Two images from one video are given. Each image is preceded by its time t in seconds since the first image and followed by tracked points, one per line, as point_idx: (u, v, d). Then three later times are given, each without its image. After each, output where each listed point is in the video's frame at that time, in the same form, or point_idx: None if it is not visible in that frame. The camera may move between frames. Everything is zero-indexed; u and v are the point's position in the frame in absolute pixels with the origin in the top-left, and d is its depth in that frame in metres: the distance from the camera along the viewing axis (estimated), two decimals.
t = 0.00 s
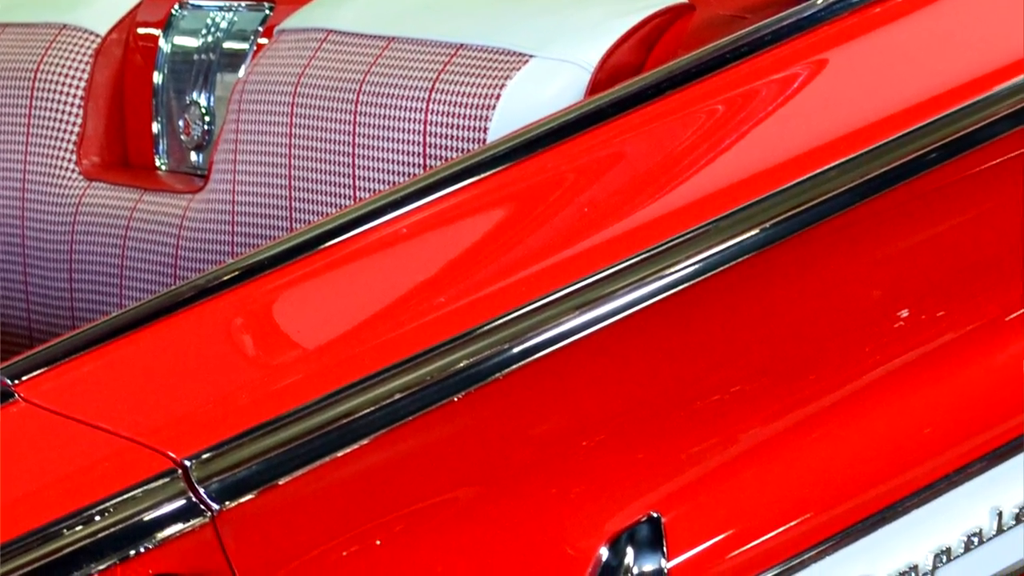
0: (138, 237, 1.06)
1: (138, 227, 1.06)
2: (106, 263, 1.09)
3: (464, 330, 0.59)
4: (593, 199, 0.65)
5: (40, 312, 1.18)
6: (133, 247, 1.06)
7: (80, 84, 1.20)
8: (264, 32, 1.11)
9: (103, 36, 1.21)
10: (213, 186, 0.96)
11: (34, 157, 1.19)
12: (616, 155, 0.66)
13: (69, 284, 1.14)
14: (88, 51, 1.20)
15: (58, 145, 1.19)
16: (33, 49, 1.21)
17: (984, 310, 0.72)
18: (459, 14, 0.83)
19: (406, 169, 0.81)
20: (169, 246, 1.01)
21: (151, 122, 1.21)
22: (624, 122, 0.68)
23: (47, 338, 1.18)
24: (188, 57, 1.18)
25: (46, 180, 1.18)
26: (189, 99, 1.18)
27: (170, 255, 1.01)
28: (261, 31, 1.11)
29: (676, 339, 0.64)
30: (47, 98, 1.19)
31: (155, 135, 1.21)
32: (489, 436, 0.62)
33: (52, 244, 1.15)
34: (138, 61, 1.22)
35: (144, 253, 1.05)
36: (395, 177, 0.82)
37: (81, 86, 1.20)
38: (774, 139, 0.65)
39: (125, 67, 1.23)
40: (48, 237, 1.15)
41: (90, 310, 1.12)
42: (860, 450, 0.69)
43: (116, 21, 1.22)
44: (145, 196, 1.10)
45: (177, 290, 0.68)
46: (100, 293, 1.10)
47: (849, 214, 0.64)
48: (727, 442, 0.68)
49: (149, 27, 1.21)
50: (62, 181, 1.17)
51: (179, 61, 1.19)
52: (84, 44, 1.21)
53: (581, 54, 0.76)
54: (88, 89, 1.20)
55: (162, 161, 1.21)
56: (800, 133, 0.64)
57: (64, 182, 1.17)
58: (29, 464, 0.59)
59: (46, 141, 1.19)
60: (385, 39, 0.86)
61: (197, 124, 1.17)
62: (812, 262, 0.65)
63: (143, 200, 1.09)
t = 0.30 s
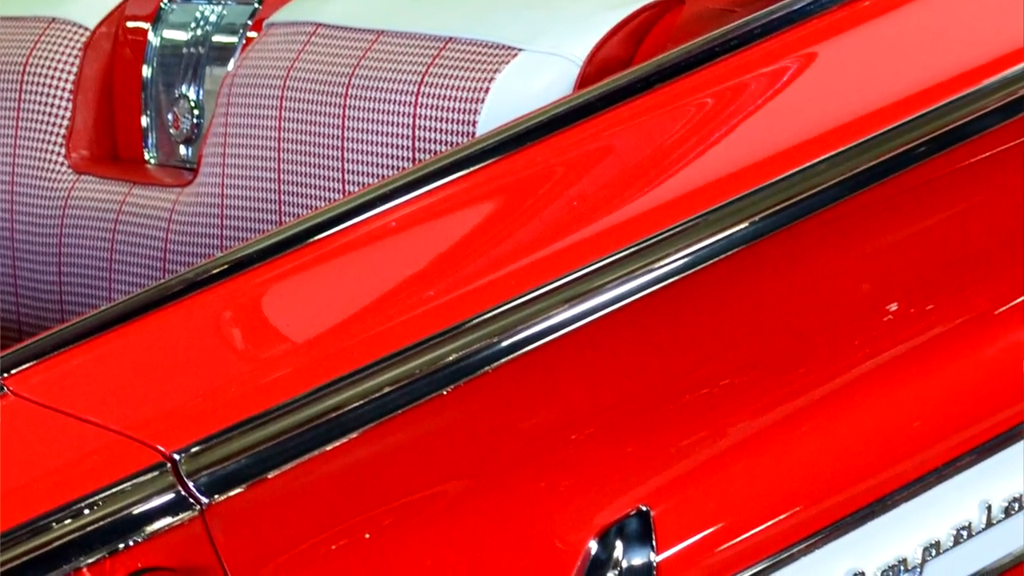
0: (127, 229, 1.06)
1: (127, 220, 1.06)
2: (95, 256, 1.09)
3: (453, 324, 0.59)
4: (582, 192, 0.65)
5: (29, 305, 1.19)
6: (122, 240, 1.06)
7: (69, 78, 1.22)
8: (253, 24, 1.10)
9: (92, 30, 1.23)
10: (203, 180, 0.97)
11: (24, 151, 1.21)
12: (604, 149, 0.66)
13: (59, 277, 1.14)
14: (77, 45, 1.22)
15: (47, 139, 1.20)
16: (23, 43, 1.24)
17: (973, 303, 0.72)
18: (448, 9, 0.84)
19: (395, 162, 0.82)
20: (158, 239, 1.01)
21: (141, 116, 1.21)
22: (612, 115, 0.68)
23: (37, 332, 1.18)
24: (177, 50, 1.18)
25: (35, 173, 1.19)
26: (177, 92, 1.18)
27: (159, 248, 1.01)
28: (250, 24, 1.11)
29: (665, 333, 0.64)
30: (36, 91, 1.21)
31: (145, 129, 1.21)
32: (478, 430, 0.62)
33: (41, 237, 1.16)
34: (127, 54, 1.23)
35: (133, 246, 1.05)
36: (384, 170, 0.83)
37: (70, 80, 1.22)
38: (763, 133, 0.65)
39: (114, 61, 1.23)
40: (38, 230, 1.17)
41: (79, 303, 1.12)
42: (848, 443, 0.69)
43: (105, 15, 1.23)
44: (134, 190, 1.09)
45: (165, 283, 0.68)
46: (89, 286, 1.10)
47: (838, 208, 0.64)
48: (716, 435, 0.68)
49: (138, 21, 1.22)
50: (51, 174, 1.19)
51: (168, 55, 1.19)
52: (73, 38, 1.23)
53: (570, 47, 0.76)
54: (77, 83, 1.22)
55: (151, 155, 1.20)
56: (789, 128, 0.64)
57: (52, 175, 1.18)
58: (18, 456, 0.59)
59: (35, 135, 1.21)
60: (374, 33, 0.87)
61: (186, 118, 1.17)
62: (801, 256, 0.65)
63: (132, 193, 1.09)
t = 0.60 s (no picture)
0: (116, 223, 1.06)
1: (116, 213, 1.06)
2: (83, 250, 1.09)
3: (442, 317, 0.59)
4: (571, 186, 0.65)
5: (18, 300, 1.20)
6: (111, 233, 1.07)
7: (58, 72, 1.23)
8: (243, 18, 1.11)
9: (81, 23, 1.23)
10: (191, 173, 0.97)
11: (14, 145, 1.23)
12: (594, 142, 0.66)
13: (46, 272, 1.15)
14: (66, 39, 1.23)
15: (37, 133, 1.22)
16: (13, 37, 1.25)
17: (962, 297, 0.72)
18: (437, 4, 0.85)
19: (384, 155, 0.82)
20: (147, 233, 1.01)
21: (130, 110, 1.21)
22: (602, 109, 0.68)
23: (25, 325, 1.20)
24: (166, 44, 1.18)
25: (25, 167, 1.20)
26: (167, 86, 1.18)
27: (148, 242, 1.01)
28: (239, 17, 1.12)
29: (654, 326, 0.64)
30: (25, 85, 1.23)
31: (134, 122, 1.21)
32: (467, 423, 0.62)
33: (30, 231, 1.17)
34: (116, 48, 1.23)
35: (121, 239, 1.05)
36: (373, 164, 0.83)
37: (59, 74, 1.23)
38: (752, 126, 0.65)
39: (103, 55, 1.23)
40: (26, 224, 1.17)
41: (67, 297, 1.13)
42: (838, 437, 0.69)
43: (95, 8, 1.23)
44: (123, 182, 1.09)
45: (155, 277, 0.69)
46: (77, 280, 1.11)
47: (827, 201, 0.64)
48: (705, 429, 0.68)
49: (127, 15, 1.21)
50: (40, 168, 1.19)
51: (157, 48, 1.19)
52: (62, 31, 1.24)
53: (558, 42, 0.77)
54: (66, 77, 1.22)
55: (140, 148, 1.21)
56: (777, 121, 0.64)
57: (41, 169, 1.19)
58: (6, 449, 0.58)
59: (25, 128, 1.22)
60: (363, 26, 0.87)
61: (175, 112, 1.17)
62: (790, 249, 0.65)
63: (121, 186, 1.09)
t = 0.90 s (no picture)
0: (105, 217, 1.06)
1: (105, 207, 1.06)
2: (73, 245, 1.09)
3: (431, 311, 0.59)
4: (560, 179, 0.65)
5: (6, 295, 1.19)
6: (100, 228, 1.07)
7: (46, 65, 1.22)
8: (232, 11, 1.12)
9: (70, 17, 1.23)
10: (180, 166, 0.97)
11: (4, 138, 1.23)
12: (583, 136, 0.66)
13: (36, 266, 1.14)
14: (56, 32, 1.23)
15: (25, 126, 1.22)
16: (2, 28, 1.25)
17: (952, 290, 0.72)
18: None
19: (373, 149, 0.82)
20: (137, 226, 1.02)
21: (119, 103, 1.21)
22: (591, 102, 0.68)
23: (13, 321, 1.18)
24: (155, 37, 1.18)
25: (13, 161, 1.20)
26: (155, 79, 1.18)
27: (138, 236, 1.02)
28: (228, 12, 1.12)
29: (644, 319, 0.64)
30: (15, 78, 1.22)
31: (123, 116, 1.21)
32: (456, 416, 0.62)
33: (20, 225, 1.17)
34: (105, 41, 1.23)
35: (111, 233, 1.05)
36: (363, 157, 0.83)
37: (48, 67, 1.22)
38: (741, 119, 0.65)
39: (93, 48, 1.24)
40: (16, 219, 1.17)
41: (57, 292, 1.13)
42: (826, 431, 0.69)
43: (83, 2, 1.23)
44: (112, 176, 1.09)
45: (144, 271, 0.68)
46: (67, 274, 1.11)
47: (815, 195, 0.64)
48: (694, 422, 0.68)
49: (116, 9, 1.21)
50: (29, 161, 1.19)
51: (146, 42, 1.19)
52: (51, 25, 1.23)
53: (547, 34, 0.76)
54: (55, 70, 1.22)
55: (129, 142, 1.21)
56: (766, 115, 0.64)
57: (30, 162, 1.19)
58: None
59: (14, 122, 1.22)
60: (352, 20, 0.87)
61: (164, 105, 1.17)
62: (779, 242, 0.65)
63: (109, 179, 1.09)
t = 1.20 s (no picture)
0: (94, 210, 1.06)
1: (94, 201, 1.06)
2: (62, 238, 1.09)
3: (420, 304, 0.59)
4: (550, 172, 0.65)
5: None
6: (89, 221, 1.07)
7: (35, 58, 1.22)
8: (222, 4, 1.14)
9: (59, 10, 1.23)
10: (169, 160, 0.97)
11: None
12: (572, 129, 0.66)
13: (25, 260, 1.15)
14: (44, 26, 1.23)
15: (15, 120, 1.22)
16: None
17: (941, 283, 0.72)
18: None
19: (362, 142, 0.83)
20: (125, 220, 1.02)
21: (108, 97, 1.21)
22: (581, 95, 0.68)
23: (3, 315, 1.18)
24: (144, 31, 1.18)
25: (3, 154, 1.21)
26: (145, 73, 1.18)
27: (126, 229, 1.02)
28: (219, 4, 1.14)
29: (633, 312, 0.64)
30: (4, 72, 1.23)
31: (112, 110, 1.21)
32: (445, 409, 0.62)
33: (9, 219, 1.17)
34: (94, 35, 1.23)
35: (100, 226, 1.05)
36: (352, 151, 0.83)
37: (36, 60, 1.22)
38: (730, 113, 0.65)
39: (82, 42, 1.24)
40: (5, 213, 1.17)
41: (46, 285, 1.13)
42: (815, 424, 0.69)
43: None
44: (101, 169, 1.10)
45: (133, 264, 0.68)
46: (56, 267, 1.11)
47: (804, 189, 0.64)
48: (683, 416, 0.68)
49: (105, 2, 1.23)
50: (18, 155, 1.19)
51: (135, 35, 1.19)
52: (40, 18, 1.23)
53: (537, 28, 0.77)
54: (44, 63, 1.22)
55: (117, 136, 1.20)
56: (755, 108, 0.64)
57: (19, 156, 1.19)
58: None
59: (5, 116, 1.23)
60: (341, 14, 0.87)
61: (153, 99, 1.17)
62: (768, 236, 0.65)
63: (98, 173, 1.09)
